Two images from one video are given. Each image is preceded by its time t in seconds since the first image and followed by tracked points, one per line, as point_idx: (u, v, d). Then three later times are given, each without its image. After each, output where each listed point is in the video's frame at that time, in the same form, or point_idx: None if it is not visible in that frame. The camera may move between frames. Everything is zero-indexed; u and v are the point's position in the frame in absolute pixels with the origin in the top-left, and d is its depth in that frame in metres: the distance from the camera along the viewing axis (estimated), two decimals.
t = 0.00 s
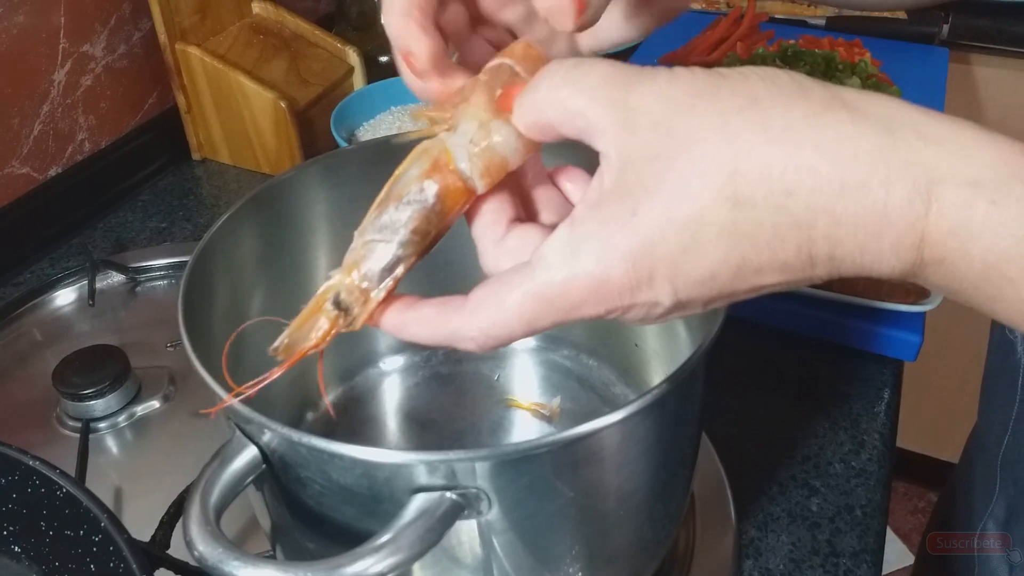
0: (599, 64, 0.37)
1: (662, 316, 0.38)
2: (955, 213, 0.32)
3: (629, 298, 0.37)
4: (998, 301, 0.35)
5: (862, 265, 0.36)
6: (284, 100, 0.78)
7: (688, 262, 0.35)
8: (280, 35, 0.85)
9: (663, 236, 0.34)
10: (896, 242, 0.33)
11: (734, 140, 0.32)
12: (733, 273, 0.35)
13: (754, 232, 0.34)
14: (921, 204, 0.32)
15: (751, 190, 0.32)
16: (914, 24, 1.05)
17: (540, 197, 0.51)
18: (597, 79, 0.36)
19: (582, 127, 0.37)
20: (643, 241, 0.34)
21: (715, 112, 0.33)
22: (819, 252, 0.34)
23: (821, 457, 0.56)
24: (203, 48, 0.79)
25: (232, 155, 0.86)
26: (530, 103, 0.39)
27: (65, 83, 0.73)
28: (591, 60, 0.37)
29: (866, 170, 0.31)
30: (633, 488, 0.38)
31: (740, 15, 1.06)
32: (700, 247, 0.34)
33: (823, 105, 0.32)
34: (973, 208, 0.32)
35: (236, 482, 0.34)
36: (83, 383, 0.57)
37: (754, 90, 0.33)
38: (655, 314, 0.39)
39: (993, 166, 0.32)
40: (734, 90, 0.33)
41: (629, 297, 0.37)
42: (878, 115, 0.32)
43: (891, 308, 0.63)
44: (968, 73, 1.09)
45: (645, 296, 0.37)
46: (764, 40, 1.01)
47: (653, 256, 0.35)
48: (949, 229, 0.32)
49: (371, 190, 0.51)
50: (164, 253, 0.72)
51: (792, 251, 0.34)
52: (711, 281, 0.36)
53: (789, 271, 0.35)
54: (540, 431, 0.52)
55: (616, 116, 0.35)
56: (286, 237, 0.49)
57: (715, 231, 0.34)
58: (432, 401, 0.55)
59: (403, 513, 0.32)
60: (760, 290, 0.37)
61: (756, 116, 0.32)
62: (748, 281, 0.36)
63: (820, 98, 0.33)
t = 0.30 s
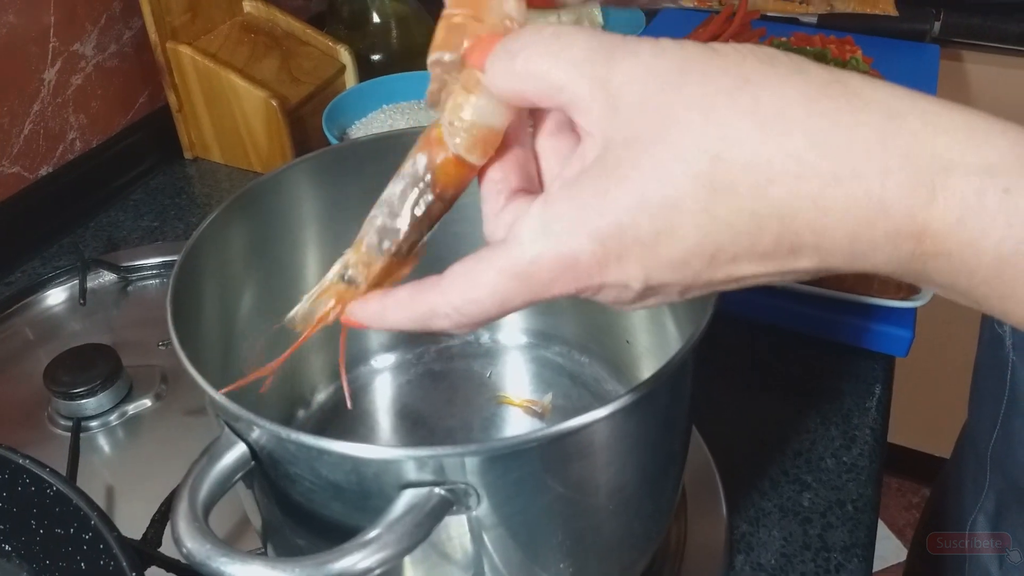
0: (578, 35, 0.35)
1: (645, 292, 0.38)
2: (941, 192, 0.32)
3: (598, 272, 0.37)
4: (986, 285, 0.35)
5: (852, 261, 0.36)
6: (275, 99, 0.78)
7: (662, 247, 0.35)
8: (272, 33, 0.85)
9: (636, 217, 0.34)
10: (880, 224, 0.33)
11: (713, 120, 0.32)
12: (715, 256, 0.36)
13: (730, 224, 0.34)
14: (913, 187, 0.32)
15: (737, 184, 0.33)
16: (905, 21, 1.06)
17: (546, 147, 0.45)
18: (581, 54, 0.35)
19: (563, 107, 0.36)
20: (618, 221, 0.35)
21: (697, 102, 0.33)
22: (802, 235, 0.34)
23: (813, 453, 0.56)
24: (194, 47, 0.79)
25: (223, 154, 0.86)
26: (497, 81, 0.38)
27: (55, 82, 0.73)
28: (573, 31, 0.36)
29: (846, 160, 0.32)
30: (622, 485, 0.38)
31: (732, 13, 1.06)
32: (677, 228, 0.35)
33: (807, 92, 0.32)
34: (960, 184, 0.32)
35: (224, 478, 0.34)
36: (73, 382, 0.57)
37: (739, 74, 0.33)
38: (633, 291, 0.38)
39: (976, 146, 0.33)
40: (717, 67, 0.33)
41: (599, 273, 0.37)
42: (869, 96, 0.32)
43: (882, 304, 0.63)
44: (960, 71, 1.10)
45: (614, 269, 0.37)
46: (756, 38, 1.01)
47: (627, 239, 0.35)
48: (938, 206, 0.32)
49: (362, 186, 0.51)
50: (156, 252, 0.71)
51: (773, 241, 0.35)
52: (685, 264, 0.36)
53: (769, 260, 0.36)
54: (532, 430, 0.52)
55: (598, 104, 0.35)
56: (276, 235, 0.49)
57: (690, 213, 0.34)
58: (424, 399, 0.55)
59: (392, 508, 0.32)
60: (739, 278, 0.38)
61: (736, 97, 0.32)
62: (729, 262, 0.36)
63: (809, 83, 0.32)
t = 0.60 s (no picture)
0: None
1: (563, 234, 0.31)
2: (946, 154, 0.26)
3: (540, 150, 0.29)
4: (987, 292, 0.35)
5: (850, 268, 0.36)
6: (274, 104, 0.78)
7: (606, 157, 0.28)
8: (269, 38, 0.85)
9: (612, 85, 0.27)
10: (875, 180, 0.26)
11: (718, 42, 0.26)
12: (662, 202, 0.29)
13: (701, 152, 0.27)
14: (917, 128, 0.26)
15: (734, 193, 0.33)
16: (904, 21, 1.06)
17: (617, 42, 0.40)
18: None
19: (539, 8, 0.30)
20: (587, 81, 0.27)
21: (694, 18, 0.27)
22: (787, 165, 0.26)
23: (813, 456, 0.56)
24: (192, 52, 0.79)
25: (222, 159, 0.86)
26: None
27: (54, 89, 0.73)
28: None
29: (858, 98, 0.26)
30: (619, 494, 0.38)
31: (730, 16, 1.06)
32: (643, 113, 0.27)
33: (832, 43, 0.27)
34: (967, 147, 0.27)
35: (225, 486, 0.34)
36: (74, 391, 0.57)
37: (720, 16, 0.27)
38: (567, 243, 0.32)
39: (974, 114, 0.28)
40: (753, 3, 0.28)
41: (530, 165, 0.30)
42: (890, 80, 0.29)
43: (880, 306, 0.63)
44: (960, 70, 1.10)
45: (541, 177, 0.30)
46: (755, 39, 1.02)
47: (580, 125, 0.28)
48: (939, 169, 0.26)
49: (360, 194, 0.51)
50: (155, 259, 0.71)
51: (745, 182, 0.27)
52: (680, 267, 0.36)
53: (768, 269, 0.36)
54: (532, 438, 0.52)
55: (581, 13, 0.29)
56: (274, 242, 0.49)
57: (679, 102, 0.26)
58: (424, 405, 0.55)
59: (392, 517, 0.32)
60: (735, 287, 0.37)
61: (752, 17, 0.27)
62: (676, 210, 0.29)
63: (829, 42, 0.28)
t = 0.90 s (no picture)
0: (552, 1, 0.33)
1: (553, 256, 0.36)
2: (890, 196, 0.29)
3: (513, 195, 0.33)
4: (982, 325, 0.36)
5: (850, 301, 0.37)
6: (290, 125, 0.79)
7: (577, 202, 0.32)
8: (287, 60, 0.87)
9: (567, 138, 0.31)
10: (822, 219, 0.30)
11: (670, 93, 0.30)
12: (632, 239, 0.33)
13: (660, 193, 0.31)
14: (859, 171, 0.29)
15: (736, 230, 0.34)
16: (909, 49, 1.07)
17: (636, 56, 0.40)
18: (555, 14, 0.32)
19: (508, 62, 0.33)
20: (544, 135, 0.31)
21: (648, 81, 0.30)
22: (738, 207, 0.30)
23: (815, 481, 0.57)
24: (211, 73, 0.81)
25: (239, 177, 0.87)
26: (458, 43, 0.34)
27: (77, 108, 0.75)
28: None
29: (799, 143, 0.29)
30: (623, 517, 0.39)
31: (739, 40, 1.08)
32: (602, 159, 0.31)
33: (791, 96, 0.30)
34: (916, 186, 0.29)
35: (237, 509, 0.35)
36: (92, 405, 0.58)
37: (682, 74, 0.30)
38: (563, 266, 0.37)
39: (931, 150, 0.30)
40: (724, 57, 0.31)
41: (510, 206, 0.34)
42: (880, 124, 0.30)
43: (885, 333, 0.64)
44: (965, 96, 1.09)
45: (522, 215, 0.34)
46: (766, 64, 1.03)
47: (548, 174, 0.32)
48: (887, 209, 0.29)
49: (372, 218, 0.52)
50: (172, 274, 0.73)
51: (708, 222, 0.31)
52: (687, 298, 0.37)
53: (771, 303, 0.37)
54: (537, 459, 0.53)
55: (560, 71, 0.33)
56: (289, 265, 0.50)
57: (632, 149, 0.30)
58: (432, 425, 0.56)
59: (398, 540, 0.33)
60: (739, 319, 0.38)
61: (706, 73, 0.30)
62: (658, 239, 0.33)
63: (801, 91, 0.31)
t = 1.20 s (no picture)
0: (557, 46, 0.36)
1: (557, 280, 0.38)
2: (872, 231, 0.29)
3: (511, 232, 0.36)
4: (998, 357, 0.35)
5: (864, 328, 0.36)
6: (314, 122, 0.80)
7: (573, 241, 0.35)
8: (312, 54, 0.87)
9: (559, 182, 0.34)
10: (806, 254, 0.30)
11: (652, 131, 0.32)
12: (631, 273, 0.35)
13: (649, 231, 0.33)
14: (839, 208, 0.30)
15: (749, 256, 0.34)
16: (943, 54, 1.05)
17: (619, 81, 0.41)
18: (556, 57, 0.36)
19: (508, 99, 0.37)
20: (537, 180, 0.34)
21: (636, 120, 0.32)
22: (726, 244, 0.32)
23: (829, 498, 0.56)
24: (237, 67, 0.81)
25: (261, 170, 0.87)
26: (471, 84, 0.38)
27: (104, 100, 0.76)
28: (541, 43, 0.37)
29: (784, 180, 0.30)
30: (624, 534, 0.39)
31: (770, 40, 1.07)
32: (594, 200, 0.33)
33: (783, 131, 0.31)
34: (896, 224, 0.29)
35: (252, 511, 0.35)
36: (113, 396, 0.59)
37: (669, 112, 0.32)
38: (566, 300, 0.39)
39: (914, 187, 0.30)
40: (724, 95, 0.32)
41: (509, 244, 0.37)
42: (883, 165, 0.31)
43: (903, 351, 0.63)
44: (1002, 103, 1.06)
45: (521, 253, 0.37)
46: (795, 66, 1.02)
47: (544, 218, 0.35)
48: (869, 245, 0.29)
49: (390, 222, 0.53)
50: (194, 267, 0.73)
51: (696, 259, 0.33)
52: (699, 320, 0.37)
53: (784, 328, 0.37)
54: (550, 466, 0.53)
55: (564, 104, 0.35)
56: (306, 268, 0.51)
57: (623, 191, 0.32)
58: (445, 428, 0.56)
59: (407, 550, 0.33)
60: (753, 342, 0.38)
61: (688, 108, 0.32)
62: (649, 275, 0.35)
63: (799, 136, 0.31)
